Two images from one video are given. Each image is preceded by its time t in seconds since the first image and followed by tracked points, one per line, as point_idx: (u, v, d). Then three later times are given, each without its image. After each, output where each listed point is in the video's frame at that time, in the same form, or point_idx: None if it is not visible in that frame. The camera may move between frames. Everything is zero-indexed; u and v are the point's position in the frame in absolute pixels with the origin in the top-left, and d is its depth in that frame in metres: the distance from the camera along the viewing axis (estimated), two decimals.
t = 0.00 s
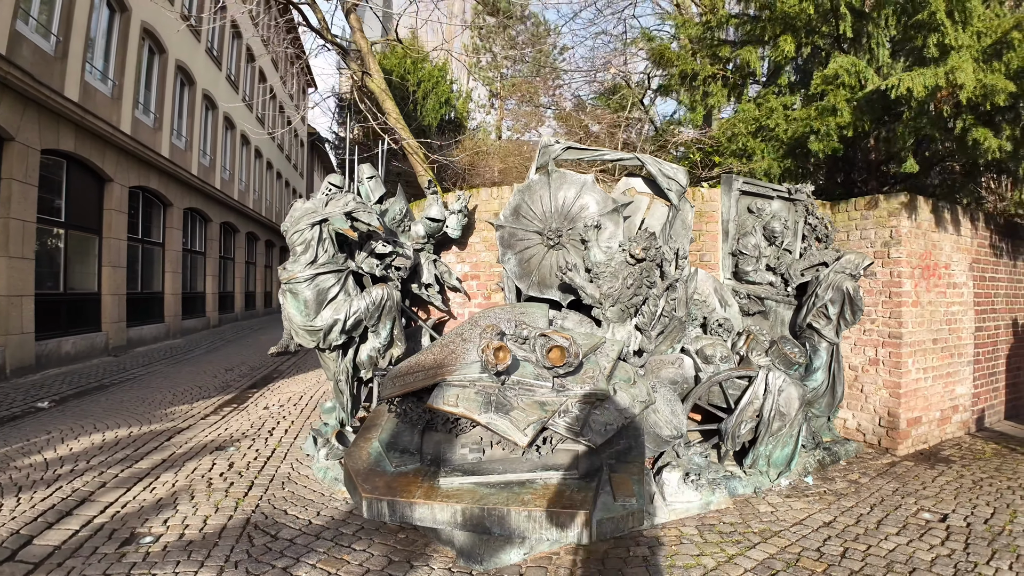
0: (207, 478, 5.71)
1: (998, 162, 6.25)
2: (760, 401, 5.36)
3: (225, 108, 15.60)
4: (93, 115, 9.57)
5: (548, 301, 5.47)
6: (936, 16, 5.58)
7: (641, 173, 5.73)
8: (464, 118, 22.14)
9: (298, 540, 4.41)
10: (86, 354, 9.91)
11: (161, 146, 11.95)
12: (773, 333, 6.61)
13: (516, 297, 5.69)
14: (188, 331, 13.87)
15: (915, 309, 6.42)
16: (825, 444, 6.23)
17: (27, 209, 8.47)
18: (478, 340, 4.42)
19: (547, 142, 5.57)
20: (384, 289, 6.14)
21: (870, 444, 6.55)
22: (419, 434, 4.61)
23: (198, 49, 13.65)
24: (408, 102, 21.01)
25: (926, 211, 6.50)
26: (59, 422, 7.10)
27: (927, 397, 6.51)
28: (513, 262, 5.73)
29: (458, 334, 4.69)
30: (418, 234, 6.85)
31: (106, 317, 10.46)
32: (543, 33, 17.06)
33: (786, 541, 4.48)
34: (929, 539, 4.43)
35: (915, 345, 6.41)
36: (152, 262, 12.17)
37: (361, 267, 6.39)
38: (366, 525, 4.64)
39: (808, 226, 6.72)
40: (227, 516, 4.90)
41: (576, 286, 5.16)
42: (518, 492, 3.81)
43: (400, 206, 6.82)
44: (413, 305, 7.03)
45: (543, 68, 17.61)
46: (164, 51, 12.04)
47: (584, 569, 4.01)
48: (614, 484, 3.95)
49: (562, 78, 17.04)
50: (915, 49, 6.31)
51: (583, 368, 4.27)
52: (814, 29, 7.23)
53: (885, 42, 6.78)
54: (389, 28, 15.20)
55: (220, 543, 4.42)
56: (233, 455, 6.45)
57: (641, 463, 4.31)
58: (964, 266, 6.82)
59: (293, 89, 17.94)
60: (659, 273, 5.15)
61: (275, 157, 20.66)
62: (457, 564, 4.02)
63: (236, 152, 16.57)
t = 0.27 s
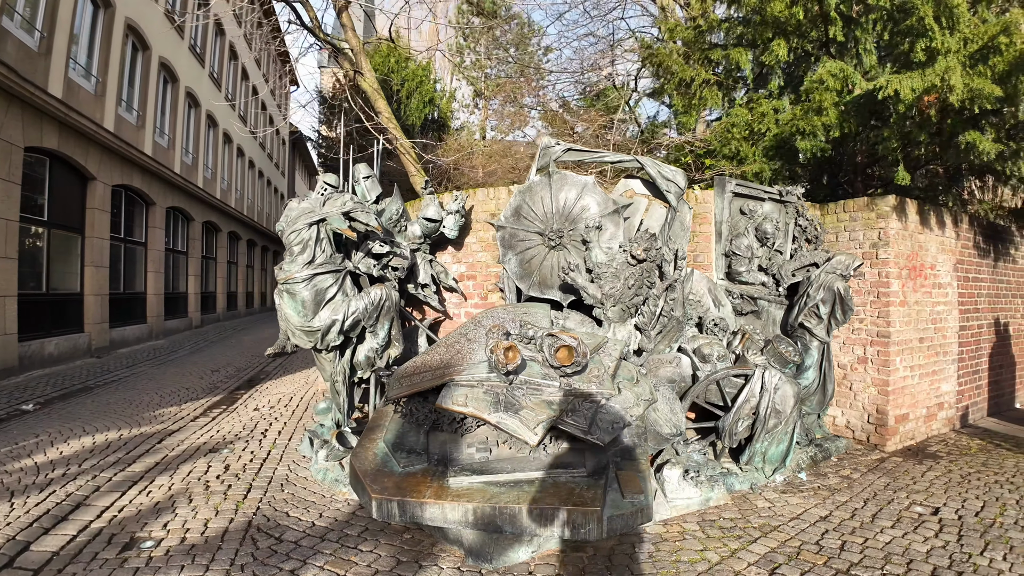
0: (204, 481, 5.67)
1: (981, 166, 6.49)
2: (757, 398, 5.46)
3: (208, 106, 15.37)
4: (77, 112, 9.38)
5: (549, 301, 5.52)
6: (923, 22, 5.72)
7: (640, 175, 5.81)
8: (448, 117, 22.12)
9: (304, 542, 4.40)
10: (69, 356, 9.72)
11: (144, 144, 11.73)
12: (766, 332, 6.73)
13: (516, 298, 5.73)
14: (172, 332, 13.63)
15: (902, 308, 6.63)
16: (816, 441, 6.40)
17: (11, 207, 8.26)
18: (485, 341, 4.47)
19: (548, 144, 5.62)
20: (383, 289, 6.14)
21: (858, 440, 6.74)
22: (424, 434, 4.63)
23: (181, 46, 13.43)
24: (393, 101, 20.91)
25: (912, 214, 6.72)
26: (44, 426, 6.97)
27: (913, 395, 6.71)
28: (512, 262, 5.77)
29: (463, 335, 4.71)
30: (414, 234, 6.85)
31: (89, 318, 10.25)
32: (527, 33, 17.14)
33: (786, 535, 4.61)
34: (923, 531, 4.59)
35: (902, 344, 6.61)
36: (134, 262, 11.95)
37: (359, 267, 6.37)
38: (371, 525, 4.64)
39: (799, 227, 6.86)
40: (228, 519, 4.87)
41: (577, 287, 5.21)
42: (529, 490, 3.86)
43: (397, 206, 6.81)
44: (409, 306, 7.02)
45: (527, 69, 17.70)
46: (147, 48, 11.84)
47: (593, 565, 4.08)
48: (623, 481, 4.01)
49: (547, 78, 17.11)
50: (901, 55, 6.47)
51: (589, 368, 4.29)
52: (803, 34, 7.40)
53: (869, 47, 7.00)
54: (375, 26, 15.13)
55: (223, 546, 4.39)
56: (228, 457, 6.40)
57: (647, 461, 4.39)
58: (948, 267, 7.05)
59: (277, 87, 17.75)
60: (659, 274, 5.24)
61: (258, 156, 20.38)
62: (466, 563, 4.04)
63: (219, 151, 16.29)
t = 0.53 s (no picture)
0: (202, 483, 5.60)
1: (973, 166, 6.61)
2: (757, 395, 5.50)
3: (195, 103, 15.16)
4: (66, 109, 9.20)
5: (550, 299, 5.51)
6: (919, 24, 5.81)
7: (641, 174, 5.83)
8: (437, 116, 22.06)
9: (308, 543, 4.36)
10: (56, 356, 9.55)
11: (132, 142, 11.55)
12: (762, 330, 6.77)
13: (517, 296, 5.70)
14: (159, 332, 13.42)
15: (896, 306, 6.72)
16: (812, 438, 6.47)
17: None
18: (490, 339, 4.45)
19: (550, 141, 5.59)
20: (383, 287, 6.08)
21: (853, 437, 6.83)
22: (429, 433, 4.61)
23: (168, 42, 13.22)
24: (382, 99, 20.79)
25: (906, 214, 6.82)
26: (33, 428, 6.84)
27: (907, 391, 6.82)
28: (514, 260, 5.75)
29: (468, 333, 4.69)
30: (412, 232, 6.79)
31: (76, 317, 10.07)
32: (517, 33, 17.16)
33: (789, 530, 4.67)
34: (922, 525, 4.68)
35: (896, 342, 6.71)
36: (122, 262, 11.76)
37: (357, 265, 6.32)
38: (375, 525, 4.60)
39: (795, 226, 6.92)
40: (229, 520, 4.81)
41: (580, 285, 5.21)
42: (539, 488, 3.85)
43: (395, 204, 6.74)
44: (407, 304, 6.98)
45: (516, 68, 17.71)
46: (136, 45, 11.65)
47: (601, 562, 4.09)
48: (631, 479, 4.02)
49: (536, 78, 17.12)
50: (895, 57, 6.54)
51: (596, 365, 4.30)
52: (797, 34, 7.47)
53: (863, 49, 7.07)
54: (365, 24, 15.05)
55: (226, 548, 4.34)
56: (224, 458, 6.33)
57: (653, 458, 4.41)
58: (940, 267, 7.17)
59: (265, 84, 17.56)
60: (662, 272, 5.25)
61: (245, 154, 20.14)
62: (474, 562, 4.03)
63: (206, 150, 16.06)
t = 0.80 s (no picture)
0: (203, 484, 5.50)
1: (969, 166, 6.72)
2: (763, 393, 5.52)
3: (184, 100, 14.93)
4: (56, 105, 9.02)
5: (558, 297, 5.50)
6: (920, 25, 5.80)
7: (647, 172, 5.84)
8: (426, 115, 21.98)
9: (318, 544, 4.29)
10: (45, 357, 9.36)
11: (122, 139, 11.34)
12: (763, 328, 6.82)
13: (524, 294, 5.67)
14: (148, 332, 13.19)
15: (894, 305, 6.80)
16: (814, 435, 6.53)
17: None
18: (503, 337, 4.42)
19: (557, 139, 5.54)
20: (387, 285, 6.01)
21: (852, 434, 6.90)
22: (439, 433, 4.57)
23: (158, 38, 13.01)
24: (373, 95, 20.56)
25: (904, 213, 6.91)
26: (24, 430, 6.67)
27: (905, 389, 6.91)
28: (520, 258, 5.73)
29: (479, 331, 4.65)
30: (414, 229, 6.73)
31: (65, 317, 9.88)
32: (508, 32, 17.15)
33: (798, 526, 4.71)
34: (928, 520, 4.73)
35: (894, 340, 6.79)
36: (110, 260, 11.55)
37: (360, 263, 6.25)
38: (385, 526, 4.55)
39: (794, 225, 6.97)
40: (233, 523, 4.72)
41: (589, 282, 5.19)
42: (555, 487, 3.83)
43: (397, 202, 6.67)
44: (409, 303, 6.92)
45: (506, 68, 17.70)
46: (125, 41, 11.46)
47: (615, 560, 4.09)
48: (646, 476, 4.01)
49: (527, 77, 17.13)
50: (894, 59, 6.64)
51: (609, 363, 4.29)
52: (796, 34, 7.52)
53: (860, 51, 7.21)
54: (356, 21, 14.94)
55: (233, 550, 4.25)
56: (224, 459, 6.22)
57: (666, 455, 4.41)
58: (936, 265, 7.27)
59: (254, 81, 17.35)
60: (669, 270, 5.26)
61: (233, 152, 19.89)
62: (489, 562, 4.01)
63: (195, 148, 15.84)
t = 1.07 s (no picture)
0: (205, 487, 5.41)
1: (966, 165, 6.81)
2: (768, 391, 5.54)
3: (174, 98, 14.71)
4: (46, 101, 8.84)
5: (565, 296, 5.48)
6: (926, 26, 5.82)
7: (654, 171, 5.86)
8: (417, 114, 21.87)
9: (328, 547, 4.22)
10: (34, 357, 9.19)
11: (111, 136, 11.14)
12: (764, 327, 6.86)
13: (530, 294, 5.64)
14: (137, 332, 12.97)
15: (893, 304, 6.88)
16: (815, 433, 6.58)
17: None
18: (516, 337, 4.39)
19: (565, 137, 5.53)
20: (391, 284, 5.95)
21: (852, 431, 6.97)
22: (452, 432, 4.53)
23: (148, 35, 12.81)
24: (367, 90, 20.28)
25: (902, 214, 7.00)
26: (14, 433, 6.49)
27: (903, 387, 6.99)
28: (526, 257, 5.70)
29: (490, 331, 4.62)
30: (418, 228, 6.68)
31: (54, 317, 9.71)
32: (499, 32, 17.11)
33: (807, 524, 4.74)
34: (933, 516, 4.77)
35: (893, 338, 6.87)
36: (99, 259, 11.34)
37: (363, 262, 6.19)
38: (394, 528, 4.50)
39: (795, 225, 7.02)
40: (239, 526, 4.63)
41: (597, 281, 5.18)
42: (572, 487, 3.81)
43: (400, 200, 6.62)
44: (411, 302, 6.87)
45: (497, 67, 17.67)
46: (116, 37, 11.28)
47: (629, 559, 4.08)
48: (661, 475, 4.03)
49: (519, 76, 17.12)
50: (893, 60, 6.71)
51: (622, 362, 4.28)
52: (794, 34, 7.58)
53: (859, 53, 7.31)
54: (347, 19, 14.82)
55: (241, 554, 4.16)
56: (225, 460, 6.13)
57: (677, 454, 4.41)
58: (932, 265, 7.36)
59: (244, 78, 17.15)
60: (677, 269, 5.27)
61: (222, 151, 19.62)
62: (503, 563, 3.97)
63: (184, 146, 15.61)
